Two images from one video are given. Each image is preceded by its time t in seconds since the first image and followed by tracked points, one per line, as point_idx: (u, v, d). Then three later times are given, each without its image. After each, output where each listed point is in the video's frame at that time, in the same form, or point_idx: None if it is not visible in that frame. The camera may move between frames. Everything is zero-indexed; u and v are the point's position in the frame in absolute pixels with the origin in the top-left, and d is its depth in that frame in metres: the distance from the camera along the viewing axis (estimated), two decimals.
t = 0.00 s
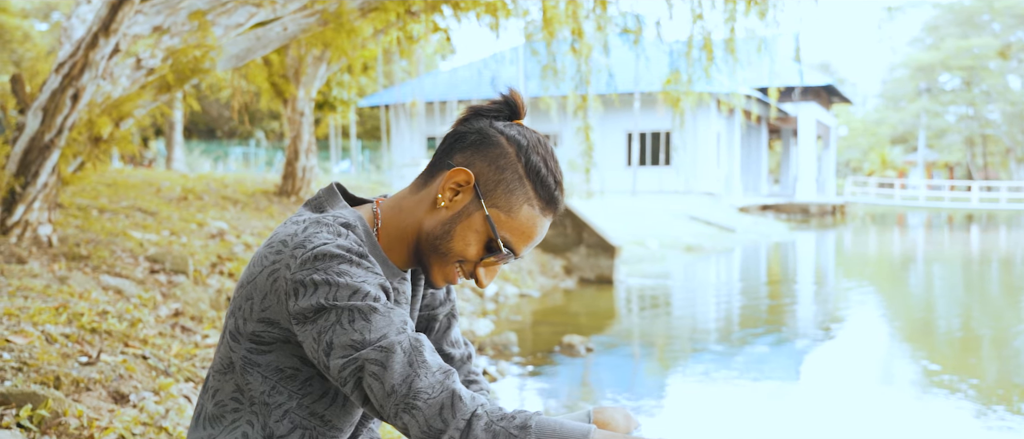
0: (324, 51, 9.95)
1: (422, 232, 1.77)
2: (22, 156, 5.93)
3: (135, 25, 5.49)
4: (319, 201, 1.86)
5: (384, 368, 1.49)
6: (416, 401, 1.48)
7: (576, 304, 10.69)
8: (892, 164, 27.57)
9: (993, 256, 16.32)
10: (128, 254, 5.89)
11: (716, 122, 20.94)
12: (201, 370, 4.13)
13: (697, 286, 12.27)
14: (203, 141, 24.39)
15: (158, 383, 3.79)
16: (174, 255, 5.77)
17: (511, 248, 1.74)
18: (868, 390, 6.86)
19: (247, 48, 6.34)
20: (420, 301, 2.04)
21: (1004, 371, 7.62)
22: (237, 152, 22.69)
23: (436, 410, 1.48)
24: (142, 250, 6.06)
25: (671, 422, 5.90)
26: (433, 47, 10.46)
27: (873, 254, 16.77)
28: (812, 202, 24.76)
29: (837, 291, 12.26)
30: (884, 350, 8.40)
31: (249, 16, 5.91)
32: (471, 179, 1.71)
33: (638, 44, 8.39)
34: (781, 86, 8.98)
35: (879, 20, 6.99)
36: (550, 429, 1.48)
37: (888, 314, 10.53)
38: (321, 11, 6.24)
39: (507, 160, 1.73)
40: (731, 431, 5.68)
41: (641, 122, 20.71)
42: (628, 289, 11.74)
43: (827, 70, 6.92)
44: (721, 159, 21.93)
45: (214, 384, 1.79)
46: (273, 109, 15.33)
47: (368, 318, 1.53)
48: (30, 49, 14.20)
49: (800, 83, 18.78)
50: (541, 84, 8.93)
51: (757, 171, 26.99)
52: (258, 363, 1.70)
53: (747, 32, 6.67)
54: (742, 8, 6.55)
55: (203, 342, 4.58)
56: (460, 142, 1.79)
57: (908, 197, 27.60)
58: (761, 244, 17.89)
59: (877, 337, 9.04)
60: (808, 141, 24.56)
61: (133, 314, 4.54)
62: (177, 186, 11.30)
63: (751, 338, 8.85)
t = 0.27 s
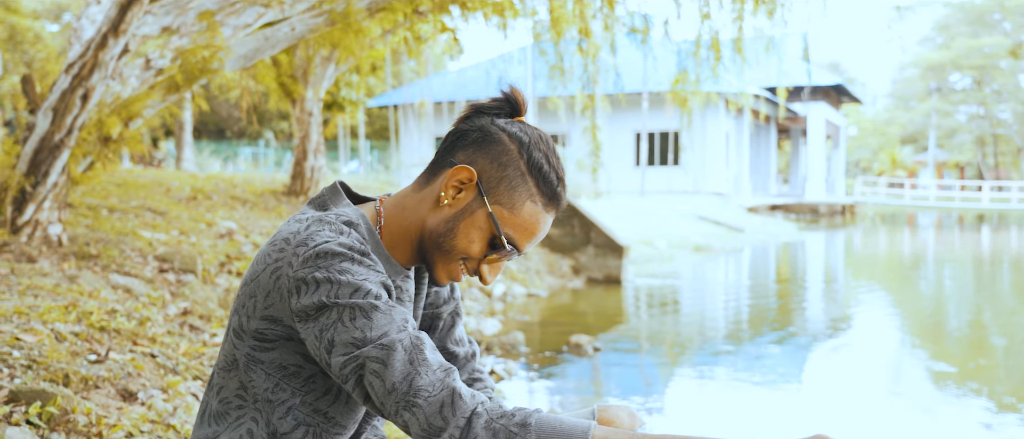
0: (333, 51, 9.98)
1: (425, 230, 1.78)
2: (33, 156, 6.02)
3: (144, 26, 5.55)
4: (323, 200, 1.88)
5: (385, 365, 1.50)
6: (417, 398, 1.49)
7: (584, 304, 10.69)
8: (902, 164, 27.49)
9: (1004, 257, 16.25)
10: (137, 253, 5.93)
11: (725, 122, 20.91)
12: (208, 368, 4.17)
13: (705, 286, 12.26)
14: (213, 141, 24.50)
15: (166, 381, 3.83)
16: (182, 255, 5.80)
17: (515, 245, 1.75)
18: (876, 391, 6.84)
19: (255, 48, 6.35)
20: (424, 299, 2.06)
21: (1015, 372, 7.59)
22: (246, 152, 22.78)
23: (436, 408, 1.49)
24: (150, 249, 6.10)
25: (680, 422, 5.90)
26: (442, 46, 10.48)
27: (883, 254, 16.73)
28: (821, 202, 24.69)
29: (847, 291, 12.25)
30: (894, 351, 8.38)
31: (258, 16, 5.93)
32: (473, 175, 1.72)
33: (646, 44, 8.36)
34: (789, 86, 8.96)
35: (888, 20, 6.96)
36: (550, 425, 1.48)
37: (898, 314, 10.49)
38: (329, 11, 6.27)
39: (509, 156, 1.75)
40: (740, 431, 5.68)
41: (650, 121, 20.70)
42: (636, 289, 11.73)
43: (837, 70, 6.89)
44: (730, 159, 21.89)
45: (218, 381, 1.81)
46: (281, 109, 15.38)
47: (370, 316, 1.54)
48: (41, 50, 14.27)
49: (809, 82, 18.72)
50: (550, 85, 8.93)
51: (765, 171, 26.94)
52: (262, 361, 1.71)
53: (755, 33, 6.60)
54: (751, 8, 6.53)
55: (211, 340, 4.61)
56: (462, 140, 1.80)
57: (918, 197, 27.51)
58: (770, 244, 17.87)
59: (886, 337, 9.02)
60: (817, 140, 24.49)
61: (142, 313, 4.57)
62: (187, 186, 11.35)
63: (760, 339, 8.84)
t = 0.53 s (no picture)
0: (345, 51, 10.02)
1: (432, 227, 1.79)
2: (46, 156, 6.08)
3: (157, 26, 5.61)
4: (331, 198, 1.89)
5: (390, 362, 1.51)
6: (422, 395, 1.50)
7: (594, 304, 10.69)
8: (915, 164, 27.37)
9: (1018, 257, 16.17)
10: (150, 252, 5.97)
11: (736, 122, 20.86)
12: (219, 366, 4.21)
13: (717, 286, 12.25)
14: (225, 142, 24.60)
15: (177, 379, 3.87)
16: (194, 254, 5.84)
17: (523, 240, 1.76)
18: (888, 392, 6.82)
19: (267, 49, 6.38)
20: (432, 296, 2.07)
21: None
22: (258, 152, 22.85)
23: (441, 405, 1.50)
24: (162, 248, 6.13)
25: (692, 422, 5.89)
26: (453, 46, 10.50)
27: (896, 255, 16.66)
28: (833, 202, 24.60)
29: (859, 291, 12.22)
30: (906, 352, 8.35)
31: (269, 17, 5.96)
32: (479, 172, 1.73)
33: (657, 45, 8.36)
34: (801, 86, 8.91)
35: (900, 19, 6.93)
36: (554, 420, 1.49)
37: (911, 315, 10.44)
38: (340, 11, 6.31)
39: (515, 151, 1.75)
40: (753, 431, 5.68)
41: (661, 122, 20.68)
42: (647, 289, 11.71)
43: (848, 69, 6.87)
44: (742, 159, 21.82)
45: (228, 378, 1.82)
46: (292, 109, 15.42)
47: (377, 313, 1.55)
48: (55, 51, 14.37)
49: (822, 82, 18.64)
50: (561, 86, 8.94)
51: (777, 171, 26.86)
52: (271, 357, 1.73)
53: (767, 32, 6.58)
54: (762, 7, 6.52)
55: (222, 339, 4.65)
56: (468, 137, 1.81)
57: (931, 198, 27.38)
58: (782, 245, 17.83)
59: (899, 338, 8.99)
60: (830, 140, 24.38)
61: (154, 311, 4.61)
62: (199, 186, 11.40)
63: (771, 340, 8.82)
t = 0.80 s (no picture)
0: (358, 51, 10.07)
1: (443, 224, 1.81)
2: (62, 156, 6.13)
3: (170, 26, 5.68)
4: (342, 196, 1.91)
5: (400, 359, 1.52)
6: (431, 392, 1.51)
7: (607, 304, 10.69)
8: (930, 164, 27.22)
9: None
10: (164, 251, 6.02)
11: (750, 122, 20.80)
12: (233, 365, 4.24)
13: (730, 286, 12.23)
14: (239, 142, 24.72)
15: (191, 376, 3.90)
16: (208, 253, 5.88)
17: (534, 237, 1.77)
18: (902, 392, 6.79)
19: (279, 49, 6.41)
20: (443, 294, 2.08)
21: None
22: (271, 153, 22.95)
23: (449, 402, 1.50)
24: (176, 248, 6.18)
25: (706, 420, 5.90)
26: (465, 46, 10.54)
27: (911, 255, 16.58)
28: (847, 202, 24.49)
29: (873, 292, 12.18)
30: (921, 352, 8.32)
31: (282, 17, 6.04)
32: (490, 169, 1.74)
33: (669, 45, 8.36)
34: (814, 85, 8.87)
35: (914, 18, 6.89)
36: (563, 417, 1.49)
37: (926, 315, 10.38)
38: (352, 11, 6.37)
39: (525, 149, 1.76)
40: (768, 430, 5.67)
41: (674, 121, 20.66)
42: (660, 289, 11.69)
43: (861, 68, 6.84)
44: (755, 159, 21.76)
45: (240, 375, 1.84)
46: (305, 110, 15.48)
47: (387, 310, 1.56)
48: (71, 53, 14.48)
49: (835, 81, 18.57)
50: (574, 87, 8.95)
51: (791, 171, 26.77)
52: (283, 353, 1.75)
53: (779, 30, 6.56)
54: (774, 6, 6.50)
55: (235, 337, 4.68)
56: (478, 134, 1.81)
57: (947, 198, 27.23)
58: (796, 245, 17.78)
59: (913, 339, 8.96)
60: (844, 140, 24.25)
61: (168, 310, 4.65)
62: (213, 186, 11.47)
63: (785, 340, 8.79)
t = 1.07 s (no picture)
0: (372, 52, 10.11)
1: (456, 223, 1.81)
2: (79, 156, 6.19)
3: (186, 27, 5.76)
4: (354, 195, 1.92)
5: (411, 356, 1.53)
6: (442, 389, 1.51)
7: (620, 304, 10.68)
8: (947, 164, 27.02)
9: None
10: (180, 251, 6.06)
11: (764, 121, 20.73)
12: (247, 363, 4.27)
13: (744, 286, 12.19)
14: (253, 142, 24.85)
15: (206, 374, 3.93)
16: (223, 252, 5.92)
17: (548, 231, 1.77)
18: (917, 393, 6.75)
19: (293, 50, 6.44)
20: (455, 292, 2.09)
21: None
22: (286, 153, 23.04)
23: (460, 399, 1.51)
24: (191, 247, 6.23)
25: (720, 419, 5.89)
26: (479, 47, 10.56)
27: (927, 255, 16.47)
28: (863, 202, 24.34)
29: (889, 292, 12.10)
30: (937, 353, 8.27)
31: (296, 18, 6.11)
32: (501, 165, 1.75)
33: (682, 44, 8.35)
34: (830, 85, 8.80)
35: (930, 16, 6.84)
36: (572, 414, 1.50)
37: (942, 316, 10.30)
38: (365, 12, 6.42)
39: (534, 143, 1.77)
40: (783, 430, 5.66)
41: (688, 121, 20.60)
42: (674, 289, 11.66)
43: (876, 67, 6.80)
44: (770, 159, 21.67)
45: (254, 372, 1.85)
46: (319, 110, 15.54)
47: (399, 308, 1.57)
48: (88, 55, 14.60)
49: (851, 81, 18.46)
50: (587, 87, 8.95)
51: (806, 171, 26.64)
52: (296, 351, 1.76)
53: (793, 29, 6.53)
54: (788, 6, 6.49)
55: (250, 336, 4.71)
56: (487, 132, 1.83)
57: (964, 198, 27.02)
58: (811, 245, 17.70)
59: (930, 339, 8.90)
60: (859, 140, 24.11)
61: (183, 308, 4.68)
62: (228, 186, 11.54)
63: (799, 340, 8.75)
